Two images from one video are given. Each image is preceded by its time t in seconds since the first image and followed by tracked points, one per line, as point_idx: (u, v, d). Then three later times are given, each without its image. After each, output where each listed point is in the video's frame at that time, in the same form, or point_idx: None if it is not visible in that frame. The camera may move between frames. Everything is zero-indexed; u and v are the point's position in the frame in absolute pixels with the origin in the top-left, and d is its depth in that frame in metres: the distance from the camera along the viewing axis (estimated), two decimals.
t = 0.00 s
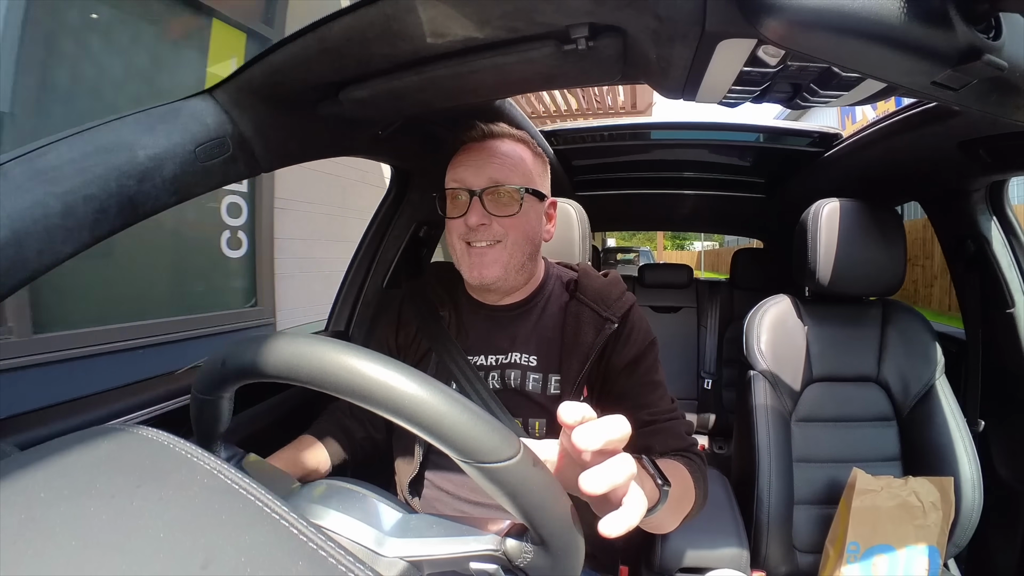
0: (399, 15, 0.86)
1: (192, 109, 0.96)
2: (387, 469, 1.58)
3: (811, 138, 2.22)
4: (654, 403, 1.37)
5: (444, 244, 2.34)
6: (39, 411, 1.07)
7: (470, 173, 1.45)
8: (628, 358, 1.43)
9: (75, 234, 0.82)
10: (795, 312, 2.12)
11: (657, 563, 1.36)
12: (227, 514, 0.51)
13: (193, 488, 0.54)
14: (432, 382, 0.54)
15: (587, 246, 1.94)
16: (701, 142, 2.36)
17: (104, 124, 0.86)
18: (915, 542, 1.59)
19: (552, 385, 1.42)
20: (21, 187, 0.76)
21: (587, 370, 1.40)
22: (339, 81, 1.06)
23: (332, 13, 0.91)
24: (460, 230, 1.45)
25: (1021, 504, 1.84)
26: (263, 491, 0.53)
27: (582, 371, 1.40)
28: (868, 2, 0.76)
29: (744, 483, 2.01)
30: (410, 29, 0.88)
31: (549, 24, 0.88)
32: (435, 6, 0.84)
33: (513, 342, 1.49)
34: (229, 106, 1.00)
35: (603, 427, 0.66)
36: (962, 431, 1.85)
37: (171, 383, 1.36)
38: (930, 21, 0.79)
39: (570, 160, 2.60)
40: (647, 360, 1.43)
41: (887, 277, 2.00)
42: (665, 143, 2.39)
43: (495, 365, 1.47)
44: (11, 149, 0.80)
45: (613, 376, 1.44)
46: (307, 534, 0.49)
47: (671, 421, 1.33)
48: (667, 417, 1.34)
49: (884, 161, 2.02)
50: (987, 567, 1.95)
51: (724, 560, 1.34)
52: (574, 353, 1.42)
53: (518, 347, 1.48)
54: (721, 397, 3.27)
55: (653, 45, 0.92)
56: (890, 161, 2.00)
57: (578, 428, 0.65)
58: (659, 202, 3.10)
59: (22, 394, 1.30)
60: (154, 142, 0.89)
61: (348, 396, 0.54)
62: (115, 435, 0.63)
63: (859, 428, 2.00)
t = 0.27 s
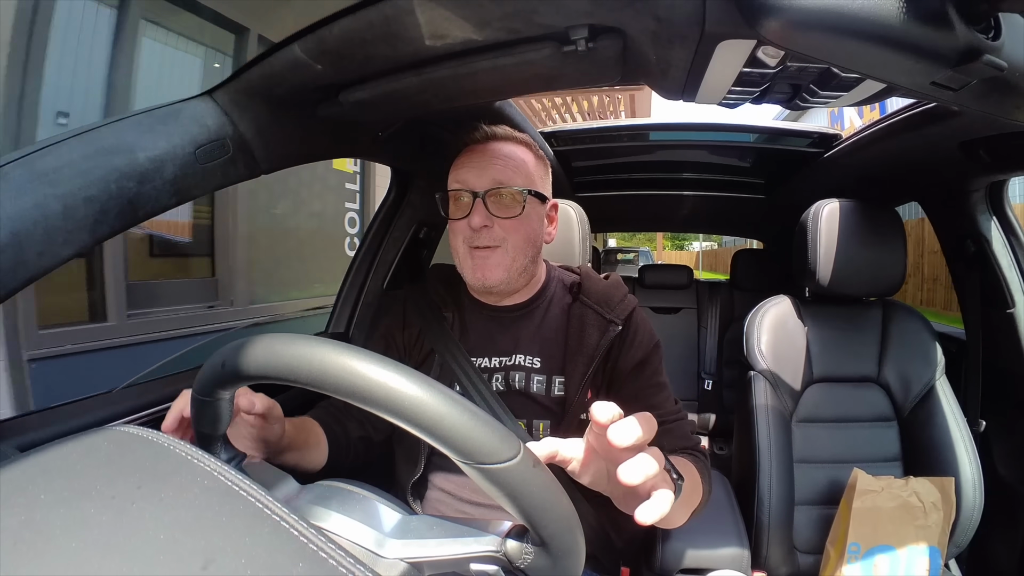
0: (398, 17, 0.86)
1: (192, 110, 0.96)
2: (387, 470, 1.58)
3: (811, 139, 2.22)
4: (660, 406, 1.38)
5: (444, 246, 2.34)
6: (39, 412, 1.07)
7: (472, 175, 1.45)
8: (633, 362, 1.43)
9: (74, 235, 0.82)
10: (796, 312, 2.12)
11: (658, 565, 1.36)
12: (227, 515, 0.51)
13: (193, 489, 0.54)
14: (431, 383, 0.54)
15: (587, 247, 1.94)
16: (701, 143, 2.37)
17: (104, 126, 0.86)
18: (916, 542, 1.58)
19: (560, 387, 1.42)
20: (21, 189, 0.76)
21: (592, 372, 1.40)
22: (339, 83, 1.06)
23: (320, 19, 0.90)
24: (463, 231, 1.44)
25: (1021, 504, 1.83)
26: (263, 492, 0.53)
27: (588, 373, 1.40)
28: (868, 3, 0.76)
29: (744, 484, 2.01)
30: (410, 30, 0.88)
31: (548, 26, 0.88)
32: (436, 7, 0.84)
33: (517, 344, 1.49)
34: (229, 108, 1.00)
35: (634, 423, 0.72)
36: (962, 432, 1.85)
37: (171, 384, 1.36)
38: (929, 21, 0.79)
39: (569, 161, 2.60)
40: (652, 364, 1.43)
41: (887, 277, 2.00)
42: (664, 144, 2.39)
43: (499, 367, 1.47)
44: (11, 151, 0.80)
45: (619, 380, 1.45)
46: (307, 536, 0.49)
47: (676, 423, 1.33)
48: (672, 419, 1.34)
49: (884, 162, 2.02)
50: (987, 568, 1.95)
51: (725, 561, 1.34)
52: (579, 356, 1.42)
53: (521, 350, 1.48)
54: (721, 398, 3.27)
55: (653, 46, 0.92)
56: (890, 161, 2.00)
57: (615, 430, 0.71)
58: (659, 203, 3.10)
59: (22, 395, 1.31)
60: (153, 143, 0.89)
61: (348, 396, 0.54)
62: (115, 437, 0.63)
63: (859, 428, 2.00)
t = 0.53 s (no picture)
0: (400, 12, 0.86)
1: (193, 106, 0.95)
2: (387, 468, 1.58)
3: (812, 137, 2.22)
4: (655, 400, 1.38)
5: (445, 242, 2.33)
6: (40, 409, 1.07)
7: (466, 172, 1.44)
8: (630, 356, 1.43)
9: (74, 232, 0.82)
10: (796, 311, 2.12)
11: (657, 562, 1.37)
12: (227, 511, 0.51)
13: (192, 485, 0.54)
14: (432, 379, 0.54)
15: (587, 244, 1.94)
16: (702, 140, 2.36)
17: (104, 121, 0.86)
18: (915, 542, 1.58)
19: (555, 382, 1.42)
20: (22, 185, 0.76)
21: (590, 366, 1.42)
22: (339, 79, 1.06)
23: (313, 19, 0.91)
24: (456, 229, 1.44)
25: (1020, 503, 1.84)
26: (262, 488, 0.53)
27: (585, 369, 1.42)
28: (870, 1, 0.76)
29: (744, 482, 2.01)
30: (412, 26, 0.88)
31: (550, 22, 0.88)
32: (437, 3, 0.84)
33: (512, 338, 1.49)
34: (229, 104, 1.00)
35: (606, 398, 0.70)
36: (962, 430, 1.85)
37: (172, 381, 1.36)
38: (931, 19, 0.79)
39: (570, 159, 2.60)
40: (647, 357, 1.43)
41: (888, 276, 2.00)
42: (665, 142, 2.39)
43: (497, 361, 1.47)
44: (11, 146, 0.80)
45: (615, 373, 1.45)
46: (307, 532, 0.49)
47: (673, 418, 1.34)
48: (669, 413, 1.35)
49: (885, 160, 2.02)
50: (986, 566, 1.95)
51: (724, 559, 1.34)
52: (575, 351, 1.44)
53: (520, 345, 1.48)
54: (720, 396, 3.27)
55: (654, 44, 0.92)
56: (891, 160, 2.00)
57: (589, 414, 0.68)
58: (659, 201, 3.10)
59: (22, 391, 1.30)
60: (153, 139, 0.89)
61: (348, 394, 0.54)
62: (115, 433, 0.63)
63: (859, 427, 2.00)
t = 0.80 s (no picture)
0: (399, 12, 0.86)
1: (193, 106, 0.95)
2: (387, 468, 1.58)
3: (812, 137, 2.22)
4: (660, 403, 1.38)
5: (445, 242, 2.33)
6: (39, 409, 1.07)
7: (472, 172, 1.44)
8: (634, 359, 1.43)
9: (75, 232, 0.82)
10: (796, 311, 2.12)
11: (657, 562, 1.37)
12: (227, 512, 0.51)
13: (193, 486, 0.54)
14: (434, 381, 0.54)
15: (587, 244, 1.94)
16: (702, 140, 2.36)
17: (104, 122, 0.86)
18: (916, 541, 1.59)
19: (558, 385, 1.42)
20: (22, 185, 0.76)
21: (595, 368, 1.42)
22: (339, 79, 1.06)
23: (313, 19, 0.92)
24: (460, 228, 1.43)
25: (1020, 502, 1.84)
26: (263, 489, 0.53)
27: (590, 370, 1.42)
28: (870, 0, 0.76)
29: (744, 482, 2.01)
30: (412, 26, 0.88)
31: (550, 22, 0.88)
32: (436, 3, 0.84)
33: (516, 339, 1.49)
34: (230, 104, 1.00)
35: (607, 365, 0.74)
36: (962, 430, 1.85)
37: (171, 381, 1.36)
38: (931, 19, 0.79)
39: (570, 159, 2.60)
40: (651, 360, 1.43)
41: (888, 275, 2.00)
42: (665, 142, 2.39)
43: (502, 362, 1.47)
44: (12, 146, 0.80)
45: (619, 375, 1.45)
46: (308, 532, 0.49)
47: (677, 419, 1.34)
48: (674, 416, 1.35)
49: (885, 160, 2.02)
50: (986, 566, 1.95)
51: (725, 559, 1.34)
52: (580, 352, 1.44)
53: (524, 347, 1.48)
54: (720, 396, 3.27)
55: (654, 44, 0.92)
56: (891, 160, 2.00)
57: (591, 379, 0.72)
58: (659, 201, 3.10)
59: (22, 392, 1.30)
60: (154, 139, 0.89)
61: (350, 394, 0.54)
62: (115, 434, 0.63)
63: (859, 426, 2.00)
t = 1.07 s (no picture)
0: (399, 14, 0.86)
1: (192, 108, 0.96)
2: (386, 469, 1.57)
3: (811, 137, 2.22)
4: (661, 402, 1.38)
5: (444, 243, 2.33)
6: (39, 410, 1.07)
7: (488, 171, 1.44)
8: (636, 358, 1.44)
9: (75, 233, 0.82)
10: (796, 311, 2.12)
11: (658, 563, 1.37)
12: (227, 513, 0.51)
13: (193, 487, 0.54)
14: (436, 384, 0.54)
15: (586, 245, 1.94)
16: (702, 141, 2.36)
17: (104, 123, 0.86)
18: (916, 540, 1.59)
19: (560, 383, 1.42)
20: (22, 186, 0.76)
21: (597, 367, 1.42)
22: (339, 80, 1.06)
23: (312, 21, 0.92)
24: (475, 226, 1.44)
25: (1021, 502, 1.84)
26: (263, 490, 0.53)
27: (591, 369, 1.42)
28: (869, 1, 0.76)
29: (744, 482, 2.01)
30: (411, 28, 0.88)
31: (549, 23, 0.88)
32: (434, 4, 0.84)
33: (519, 336, 1.48)
34: (229, 106, 1.00)
35: (618, 370, 0.73)
36: (963, 430, 1.85)
37: (171, 382, 1.36)
38: (931, 19, 0.79)
39: (570, 160, 2.60)
40: (653, 360, 1.44)
41: (887, 276, 2.00)
42: (665, 142, 2.39)
43: (505, 360, 1.46)
44: (12, 148, 0.80)
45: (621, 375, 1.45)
46: (307, 533, 0.49)
47: (678, 419, 1.35)
48: (675, 416, 1.35)
49: (884, 160, 2.02)
50: (986, 567, 1.95)
51: (725, 560, 1.34)
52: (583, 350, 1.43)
53: (527, 345, 1.47)
54: (720, 397, 3.27)
55: (654, 45, 0.92)
56: (891, 160, 2.00)
57: (604, 383, 0.73)
58: (659, 201, 3.11)
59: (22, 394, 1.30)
60: (154, 141, 0.89)
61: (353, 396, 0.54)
62: (115, 435, 0.63)
63: (859, 427, 2.00)
